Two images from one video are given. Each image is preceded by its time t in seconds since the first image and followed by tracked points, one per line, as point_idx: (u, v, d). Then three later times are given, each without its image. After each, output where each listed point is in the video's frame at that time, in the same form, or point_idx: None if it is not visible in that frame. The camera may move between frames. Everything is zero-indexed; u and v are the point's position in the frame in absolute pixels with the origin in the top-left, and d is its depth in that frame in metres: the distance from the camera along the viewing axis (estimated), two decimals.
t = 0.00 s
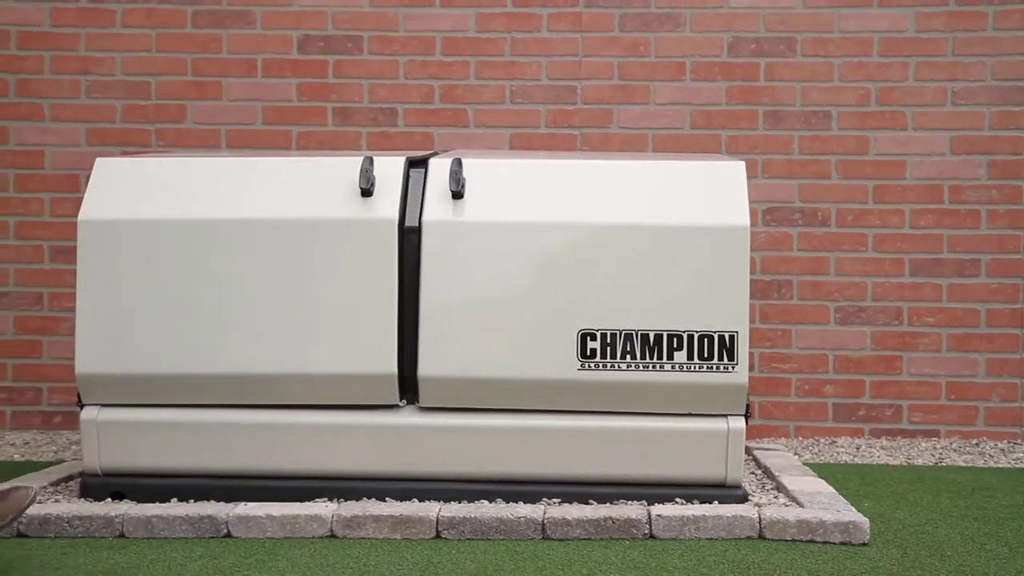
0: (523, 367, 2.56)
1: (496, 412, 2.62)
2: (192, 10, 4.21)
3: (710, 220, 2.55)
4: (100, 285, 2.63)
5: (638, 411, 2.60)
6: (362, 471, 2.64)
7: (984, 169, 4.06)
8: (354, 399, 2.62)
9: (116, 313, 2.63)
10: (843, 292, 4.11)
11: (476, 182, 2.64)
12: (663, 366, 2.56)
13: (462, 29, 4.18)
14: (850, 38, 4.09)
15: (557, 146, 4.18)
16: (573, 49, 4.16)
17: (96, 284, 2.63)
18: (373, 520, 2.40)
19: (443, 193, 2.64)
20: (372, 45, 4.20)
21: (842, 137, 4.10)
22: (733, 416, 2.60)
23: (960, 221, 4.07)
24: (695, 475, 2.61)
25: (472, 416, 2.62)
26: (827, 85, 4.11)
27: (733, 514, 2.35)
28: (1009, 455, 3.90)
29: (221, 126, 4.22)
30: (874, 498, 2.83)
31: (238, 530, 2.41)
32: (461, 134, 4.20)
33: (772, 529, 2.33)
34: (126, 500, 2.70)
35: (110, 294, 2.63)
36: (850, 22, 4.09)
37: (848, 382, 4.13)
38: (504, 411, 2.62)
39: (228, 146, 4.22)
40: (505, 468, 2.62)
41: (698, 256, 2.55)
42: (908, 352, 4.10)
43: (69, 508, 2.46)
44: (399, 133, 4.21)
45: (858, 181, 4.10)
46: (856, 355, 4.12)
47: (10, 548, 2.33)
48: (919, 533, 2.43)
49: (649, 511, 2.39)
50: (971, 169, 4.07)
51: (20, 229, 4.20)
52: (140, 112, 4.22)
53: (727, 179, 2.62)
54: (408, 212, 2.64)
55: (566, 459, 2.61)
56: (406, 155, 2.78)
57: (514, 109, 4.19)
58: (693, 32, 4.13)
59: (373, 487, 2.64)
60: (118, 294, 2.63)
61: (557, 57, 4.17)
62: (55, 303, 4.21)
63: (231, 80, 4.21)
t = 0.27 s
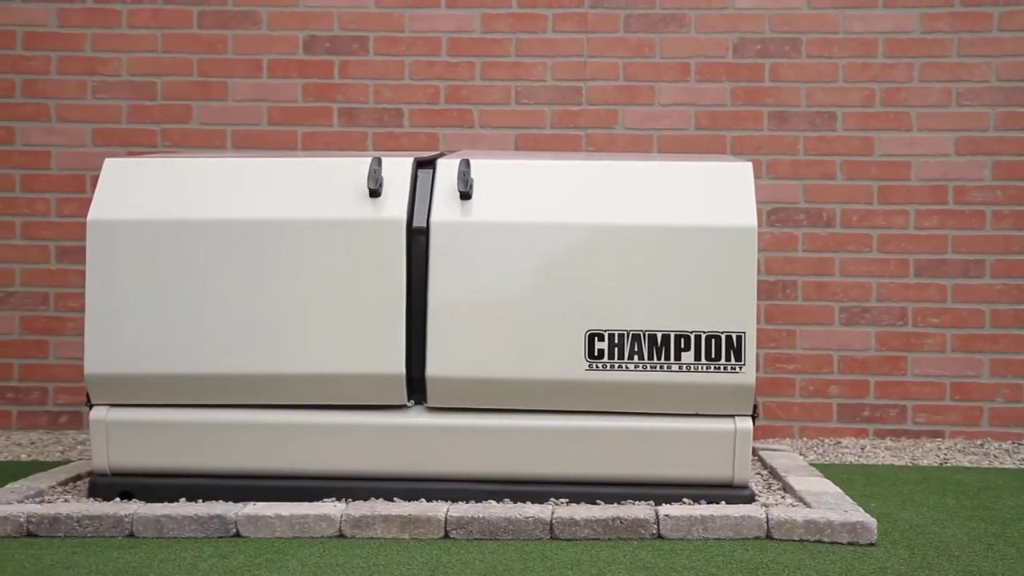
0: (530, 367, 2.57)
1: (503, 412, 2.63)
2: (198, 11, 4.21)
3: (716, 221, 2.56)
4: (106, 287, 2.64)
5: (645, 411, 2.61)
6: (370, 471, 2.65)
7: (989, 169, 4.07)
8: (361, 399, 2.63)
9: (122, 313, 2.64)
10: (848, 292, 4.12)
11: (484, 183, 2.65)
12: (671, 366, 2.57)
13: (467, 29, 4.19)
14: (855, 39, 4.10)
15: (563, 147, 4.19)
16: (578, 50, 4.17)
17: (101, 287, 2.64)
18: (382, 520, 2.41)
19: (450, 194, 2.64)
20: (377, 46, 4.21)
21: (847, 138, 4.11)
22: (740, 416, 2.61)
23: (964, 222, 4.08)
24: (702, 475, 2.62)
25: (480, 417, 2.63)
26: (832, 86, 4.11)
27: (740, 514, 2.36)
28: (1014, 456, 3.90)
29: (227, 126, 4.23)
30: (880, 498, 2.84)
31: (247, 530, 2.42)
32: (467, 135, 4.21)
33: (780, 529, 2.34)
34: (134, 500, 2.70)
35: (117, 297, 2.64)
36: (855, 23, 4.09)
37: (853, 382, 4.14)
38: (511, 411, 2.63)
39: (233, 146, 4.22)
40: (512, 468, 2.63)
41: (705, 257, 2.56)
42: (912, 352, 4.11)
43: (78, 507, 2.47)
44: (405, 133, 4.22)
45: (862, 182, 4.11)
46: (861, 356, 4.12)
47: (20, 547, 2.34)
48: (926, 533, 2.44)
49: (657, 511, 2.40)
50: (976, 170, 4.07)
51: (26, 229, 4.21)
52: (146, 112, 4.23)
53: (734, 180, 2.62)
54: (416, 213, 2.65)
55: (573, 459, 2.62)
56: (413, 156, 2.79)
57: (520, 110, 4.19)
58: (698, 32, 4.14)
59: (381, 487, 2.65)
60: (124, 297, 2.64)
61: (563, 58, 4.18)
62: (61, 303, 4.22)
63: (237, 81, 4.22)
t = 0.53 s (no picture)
0: (538, 368, 2.58)
1: (511, 413, 2.64)
2: (203, 12, 4.22)
3: (722, 223, 2.57)
4: (120, 287, 2.65)
5: (652, 412, 2.62)
6: (378, 472, 2.66)
7: (993, 171, 4.08)
8: (370, 399, 2.63)
9: (128, 314, 2.65)
10: (852, 293, 4.12)
11: (493, 184, 2.66)
12: (679, 367, 2.58)
13: (472, 31, 4.20)
14: (859, 41, 4.11)
15: (567, 148, 4.20)
16: (583, 52, 4.18)
17: (114, 286, 2.65)
18: (391, 520, 2.42)
19: (458, 194, 2.65)
20: (383, 47, 4.22)
21: (851, 140, 4.12)
22: (747, 417, 2.62)
23: (969, 223, 4.09)
24: (709, 476, 2.63)
25: (488, 417, 2.64)
26: (836, 87, 4.12)
27: (749, 514, 2.37)
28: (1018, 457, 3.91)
29: (232, 128, 4.23)
30: (886, 499, 2.85)
31: (256, 530, 2.42)
32: (472, 136, 4.22)
33: (788, 529, 2.34)
34: (143, 500, 2.71)
35: (129, 297, 2.65)
36: (859, 25, 4.10)
37: (857, 383, 4.15)
38: (519, 412, 2.63)
39: (239, 147, 4.23)
40: (520, 469, 2.63)
41: (710, 258, 2.56)
42: (917, 353, 4.12)
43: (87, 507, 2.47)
44: (410, 135, 4.23)
45: (867, 183, 4.11)
46: (865, 357, 4.13)
47: (30, 547, 2.34)
48: (933, 534, 2.44)
49: (665, 511, 2.41)
50: (980, 171, 4.08)
51: (31, 230, 4.22)
52: (152, 113, 4.24)
53: (741, 180, 2.63)
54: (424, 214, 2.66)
55: (581, 460, 2.63)
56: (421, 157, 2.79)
57: (525, 111, 4.20)
58: (703, 34, 4.15)
59: (389, 487, 2.66)
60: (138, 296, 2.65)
61: (568, 59, 4.19)
62: (66, 303, 4.23)
63: (243, 82, 4.23)
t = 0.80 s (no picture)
0: (545, 368, 2.59)
1: (518, 413, 2.64)
2: (208, 13, 4.23)
3: (727, 223, 2.57)
4: (127, 287, 2.66)
5: (658, 412, 2.62)
6: (385, 472, 2.67)
7: (997, 172, 4.08)
8: (376, 399, 2.64)
9: (135, 314, 2.65)
10: (856, 294, 4.13)
11: (499, 184, 2.66)
12: (685, 368, 2.58)
13: (477, 32, 4.20)
14: (864, 42, 4.11)
15: (571, 149, 4.20)
16: (587, 53, 4.19)
17: (120, 285, 2.66)
18: (398, 520, 2.42)
19: (465, 194, 2.66)
20: (387, 48, 4.23)
21: (856, 140, 4.13)
22: (753, 417, 2.63)
23: (973, 223, 4.09)
24: (715, 475, 2.63)
25: (495, 417, 2.65)
26: (840, 88, 4.13)
27: (755, 514, 2.37)
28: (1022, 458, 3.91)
29: (237, 128, 4.24)
30: (892, 500, 2.85)
31: (263, 530, 2.43)
32: (476, 136, 4.22)
33: (794, 529, 2.35)
34: (150, 500, 2.72)
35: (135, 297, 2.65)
36: (863, 26, 4.11)
37: (861, 384, 4.15)
38: (526, 411, 2.64)
39: (244, 148, 4.24)
40: (526, 469, 2.64)
41: (716, 259, 2.57)
42: (920, 354, 4.12)
43: (95, 507, 2.48)
44: (414, 135, 4.24)
45: (871, 184, 4.12)
46: (869, 357, 4.14)
47: (38, 547, 2.35)
48: (939, 534, 2.45)
49: (671, 511, 2.41)
50: (984, 172, 4.09)
51: (37, 230, 4.23)
52: (157, 114, 4.24)
53: (746, 180, 2.64)
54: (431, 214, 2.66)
55: (587, 460, 2.63)
56: (427, 158, 2.80)
57: (529, 112, 4.21)
58: (707, 35, 4.15)
59: (396, 487, 2.66)
60: (144, 297, 2.65)
61: (572, 60, 4.19)
62: (71, 303, 4.23)
63: (248, 82, 4.23)
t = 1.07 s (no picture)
0: (550, 368, 2.59)
1: (522, 413, 2.65)
2: (212, 14, 4.24)
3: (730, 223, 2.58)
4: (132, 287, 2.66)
5: (663, 412, 2.63)
6: (390, 472, 2.67)
7: (999, 172, 4.09)
8: (381, 399, 2.64)
9: (141, 314, 2.66)
10: (858, 295, 4.13)
11: (505, 185, 2.67)
12: (689, 368, 2.59)
13: (480, 32, 4.21)
14: (866, 43, 4.12)
15: (574, 150, 4.21)
16: (590, 53, 4.19)
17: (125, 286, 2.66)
18: (403, 519, 2.43)
19: (469, 193, 2.66)
20: (391, 49, 4.23)
21: (859, 141, 4.13)
22: (758, 418, 2.63)
23: (975, 224, 4.10)
24: (720, 475, 2.64)
25: (499, 417, 2.65)
26: (843, 89, 4.13)
27: (760, 514, 2.38)
28: None
29: (241, 129, 4.25)
30: (895, 500, 2.86)
31: (269, 530, 2.43)
32: (479, 137, 4.23)
33: (799, 529, 2.36)
34: (155, 500, 2.72)
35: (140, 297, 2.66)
36: (866, 27, 4.11)
37: (864, 384, 4.16)
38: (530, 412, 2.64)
39: (247, 148, 4.25)
40: (531, 469, 2.64)
41: (720, 259, 2.58)
42: (923, 354, 4.13)
43: (101, 507, 2.48)
44: (417, 136, 4.24)
45: (873, 185, 4.12)
46: (871, 358, 4.14)
47: (45, 547, 2.35)
48: (943, 534, 2.45)
49: (676, 511, 2.42)
50: (986, 172, 4.09)
51: (40, 230, 4.23)
52: (160, 114, 4.25)
53: (750, 181, 2.64)
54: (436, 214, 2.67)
55: (592, 460, 2.64)
56: (432, 158, 2.80)
57: (532, 113, 4.21)
58: (710, 35, 4.16)
59: (401, 487, 2.67)
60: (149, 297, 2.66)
61: (575, 61, 4.20)
62: (75, 303, 4.24)
63: (251, 83, 4.24)
